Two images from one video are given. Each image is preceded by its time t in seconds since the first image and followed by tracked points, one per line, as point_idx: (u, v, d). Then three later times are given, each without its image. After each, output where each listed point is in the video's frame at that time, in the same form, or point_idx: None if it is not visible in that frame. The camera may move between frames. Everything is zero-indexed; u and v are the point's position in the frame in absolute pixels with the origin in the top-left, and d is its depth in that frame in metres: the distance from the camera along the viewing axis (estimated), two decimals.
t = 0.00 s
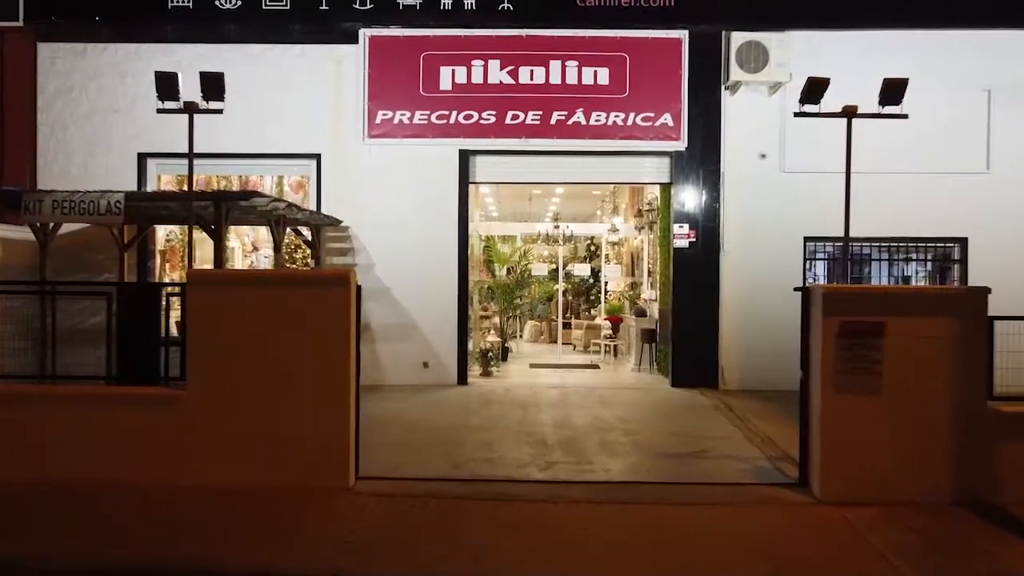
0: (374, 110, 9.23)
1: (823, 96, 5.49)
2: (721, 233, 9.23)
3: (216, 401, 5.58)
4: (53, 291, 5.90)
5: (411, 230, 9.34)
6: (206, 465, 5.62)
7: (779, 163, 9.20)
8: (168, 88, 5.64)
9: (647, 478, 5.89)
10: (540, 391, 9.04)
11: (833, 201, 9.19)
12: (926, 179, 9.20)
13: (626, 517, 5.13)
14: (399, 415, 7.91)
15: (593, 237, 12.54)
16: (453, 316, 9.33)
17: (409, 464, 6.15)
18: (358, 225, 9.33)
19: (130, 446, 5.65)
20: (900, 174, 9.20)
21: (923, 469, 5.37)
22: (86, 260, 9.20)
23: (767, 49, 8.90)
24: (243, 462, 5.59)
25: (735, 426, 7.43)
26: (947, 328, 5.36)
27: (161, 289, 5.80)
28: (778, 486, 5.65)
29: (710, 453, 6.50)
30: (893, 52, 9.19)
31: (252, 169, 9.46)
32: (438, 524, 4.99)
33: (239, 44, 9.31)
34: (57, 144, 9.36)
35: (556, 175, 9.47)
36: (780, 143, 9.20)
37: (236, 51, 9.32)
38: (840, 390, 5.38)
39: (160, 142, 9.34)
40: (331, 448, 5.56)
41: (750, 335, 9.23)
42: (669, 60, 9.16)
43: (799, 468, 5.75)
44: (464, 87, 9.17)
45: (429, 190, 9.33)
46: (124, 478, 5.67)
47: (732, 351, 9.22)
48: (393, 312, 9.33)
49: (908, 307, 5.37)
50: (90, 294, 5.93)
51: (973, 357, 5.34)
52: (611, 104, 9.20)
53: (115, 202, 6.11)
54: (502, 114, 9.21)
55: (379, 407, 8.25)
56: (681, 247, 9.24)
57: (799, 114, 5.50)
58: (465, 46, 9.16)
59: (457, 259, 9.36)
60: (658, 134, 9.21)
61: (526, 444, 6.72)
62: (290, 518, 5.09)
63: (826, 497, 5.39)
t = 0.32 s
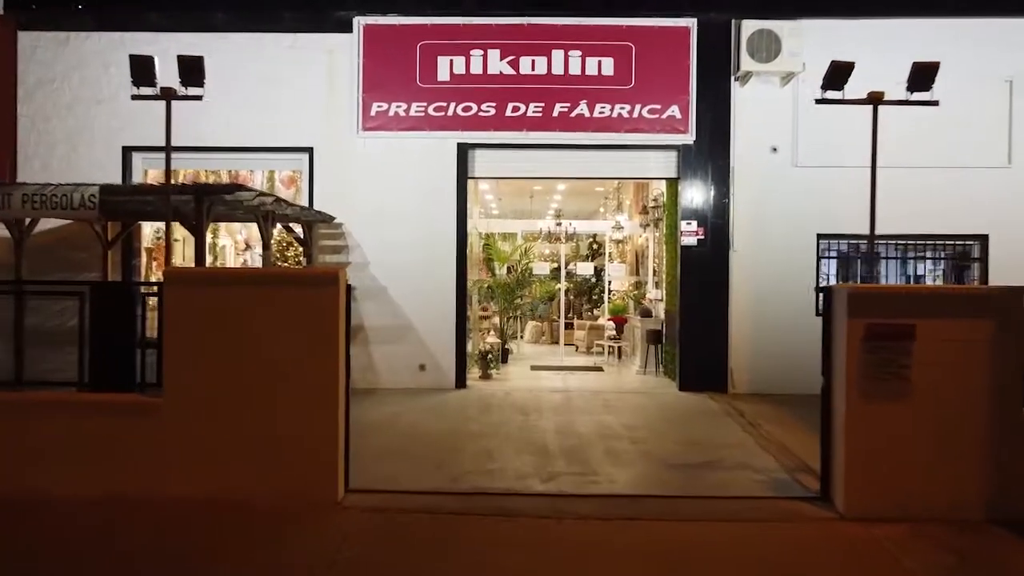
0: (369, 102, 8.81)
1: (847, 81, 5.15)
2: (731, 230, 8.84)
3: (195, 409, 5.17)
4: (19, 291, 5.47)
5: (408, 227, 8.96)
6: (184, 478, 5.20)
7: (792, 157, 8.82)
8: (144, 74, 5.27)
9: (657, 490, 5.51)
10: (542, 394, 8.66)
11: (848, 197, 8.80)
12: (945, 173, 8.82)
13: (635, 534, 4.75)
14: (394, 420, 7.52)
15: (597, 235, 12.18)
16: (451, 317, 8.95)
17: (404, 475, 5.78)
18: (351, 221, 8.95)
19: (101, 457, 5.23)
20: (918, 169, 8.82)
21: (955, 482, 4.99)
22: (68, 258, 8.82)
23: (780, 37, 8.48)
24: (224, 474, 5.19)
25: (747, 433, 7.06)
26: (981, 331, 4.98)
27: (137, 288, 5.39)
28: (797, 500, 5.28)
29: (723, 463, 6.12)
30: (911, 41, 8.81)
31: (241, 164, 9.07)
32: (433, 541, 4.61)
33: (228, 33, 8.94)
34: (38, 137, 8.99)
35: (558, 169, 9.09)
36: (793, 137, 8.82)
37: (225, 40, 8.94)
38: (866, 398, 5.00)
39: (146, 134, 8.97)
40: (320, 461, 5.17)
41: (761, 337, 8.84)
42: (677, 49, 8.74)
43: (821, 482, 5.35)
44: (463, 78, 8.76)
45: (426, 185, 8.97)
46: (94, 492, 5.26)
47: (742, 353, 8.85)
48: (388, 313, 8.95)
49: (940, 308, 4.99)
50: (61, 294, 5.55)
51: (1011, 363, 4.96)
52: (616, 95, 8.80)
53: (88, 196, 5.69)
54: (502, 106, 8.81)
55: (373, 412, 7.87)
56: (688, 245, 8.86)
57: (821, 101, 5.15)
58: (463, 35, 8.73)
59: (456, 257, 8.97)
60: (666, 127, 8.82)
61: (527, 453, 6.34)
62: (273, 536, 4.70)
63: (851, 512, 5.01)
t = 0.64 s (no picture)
0: (364, 92, 8.42)
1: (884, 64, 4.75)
2: (745, 227, 8.38)
3: (165, 423, 4.64)
4: None
5: (404, 225, 8.49)
6: (151, 501, 4.66)
7: (810, 151, 8.35)
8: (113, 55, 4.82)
9: (673, 510, 5.05)
10: (546, 401, 8.19)
11: (869, 194, 8.34)
12: (971, 168, 8.35)
13: (651, 561, 4.29)
14: (389, 430, 7.06)
15: (604, 233, 11.71)
16: (449, 319, 8.49)
17: (398, 493, 5.31)
18: (344, 218, 8.48)
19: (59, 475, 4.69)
20: (943, 163, 8.35)
21: (1003, 503, 4.53)
22: (47, 257, 8.37)
23: (797, 23, 8.03)
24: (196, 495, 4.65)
25: (766, 444, 6.60)
26: None
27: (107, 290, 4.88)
28: (828, 522, 4.82)
29: (743, 479, 5.67)
30: (938, 28, 8.32)
31: (229, 157, 8.63)
32: (428, 570, 4.15)
33: (215, 19, 8.48)
34: (15, 129, 8.54)
35: (563, 164, 8.55)
36: (811, 129, 8.35)
37: (211, 27, 8.48)
38: (904, 411, 4.54)
39: (128, 126, 8.51)
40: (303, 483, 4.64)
41: (776, 341, 8.38)
42: (687, 36, 8.32)
43: (855, 502, 4.87)
44: (462, 67, 8.35)
45: (422, 181, 8.47)
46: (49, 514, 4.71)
47: (756, 357, 8.39)
48: (384, 315, 8.48)
49: (989, 312, 4.53)
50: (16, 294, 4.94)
51: None
52: (623, 85, 8.35)
53: (55, 188, 5.27)
54: (503, 97, 8.38)
55: (367, 421, 7.41)
56: (701, 243, 8.40)
57: (856, 85, 4.72)
58: (462, 22, 8.33)
59: (455, 256, 8.51)
60: (676, 119, 8.37)
61: (531, 467, 5.89)
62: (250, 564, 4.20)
63: (889, 536, 4.54)
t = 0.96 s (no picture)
0: (359, 84, 7.95)
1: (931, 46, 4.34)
2: (762, 227, 7.90)
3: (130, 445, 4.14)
4: None
5: (402, 224, 8.01)
6: (119, 532, 4.16)
7: (831, 145, 7.87)
8: (76, 37, 4.36)
9: (695, 539, 4.58)
10: (551, 412, 7.71)
11: (894, 192, 7.86)
12: (1002, 164, 7.87)
13: None
14: (384, 446, 6.59)
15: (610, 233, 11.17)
16: (449, 324, 8.01)
17: (393, 519, 4.84)
18: (338, 218, 8.01)
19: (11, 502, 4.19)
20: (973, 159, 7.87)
21: None
22: (23, 259, 7.90)
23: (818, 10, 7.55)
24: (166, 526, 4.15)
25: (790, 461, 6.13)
26: None
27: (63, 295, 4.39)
28: (867, 555, 4.35)
29: (769, 502, 5.20)
30: (968, 15, 7.83)
31: (216, 153, 8.15)
32: None
33: (201, 7, 8.01)
34: None
35: (569, 160, 8.08)
36: (833, 122, 7.86)
37: (197, 14, 8.02)
38: (956, 432, 4.07)
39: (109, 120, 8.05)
40: (287, 512, 4.15)
41: (795, 348, 7.91)
42: (701, 25, 7.85)
43: (898, 532, 4.41)
44: (462, 57, 7.88)
45: (420, 178, 8.00)
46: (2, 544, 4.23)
47: (774, 365, 7.91)
48: (379, 320, 8.01)
49: None
50: None
51: None
52: (634, 77, 7.88)
53: (15, 184, 4.83)
54: (506, 89, 7.91)
55: (362, 435, 6.94)
56: (716, 244, 7.93)
57: (900, 69, 4.26)
58: (462, 9, 7.86)
59: (455, 258, 8.03)
60: (689, 113, 7.90)
61: (538, 489, 5.42)
62: None
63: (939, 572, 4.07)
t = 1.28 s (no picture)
0: (344, 74, 7.42)
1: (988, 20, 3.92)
2: (775, 227, 7.40)
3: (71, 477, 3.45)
4: None
5: (390, 225, 7.48)
6: None
7: (848, 140, 7.38)
8: (16, 10, 3.84)
9: None
10: (550, 425, 7.19)
11: (917, 189, 7.37)
12: None
13: None
14: (370, 465, 6.06)
15: (609, 234, 10.66)
16: (441, 331, 7.49)
17: (378, 554, 4.31)
18: (320, 217, 7.47)
19: None
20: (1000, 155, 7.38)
21: None
22: None
23: None
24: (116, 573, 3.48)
25: (813, 484, 5.63)
26: None
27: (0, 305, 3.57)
28: None
29: (796, 531, 4.70)
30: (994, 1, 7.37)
31: (191, 148, 7.65)
32: None
33: None
34: None
35: (570, 156, 7.58)
36: (850, 116, 7.38)
37: None
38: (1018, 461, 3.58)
39: (75, 111, 7.51)
40: (255, 560, 3.47)
41: (809, 356, 7.42)
42: (710, 12, 7.36)
43: (947, 570, 3.91)
44: (455, 45, 7.36)
45: (410, 174, 7.47)
46: None
47: (788, 373, 7.42)
48: (367, 327, 7.48)
49: None
50: None
51: None
52: (639, 67, 7.37)
53: None
54: (502, 80, 7.39)
55: (346, 452, 6.41)
56: (726, 244, 7.44)
57: (952, 47, 3.77)
58: None
59: (448, 260, 7.50)
60: (698, 105, 7.41)
61: (540, 516, 4.91)
62: None
63: None
